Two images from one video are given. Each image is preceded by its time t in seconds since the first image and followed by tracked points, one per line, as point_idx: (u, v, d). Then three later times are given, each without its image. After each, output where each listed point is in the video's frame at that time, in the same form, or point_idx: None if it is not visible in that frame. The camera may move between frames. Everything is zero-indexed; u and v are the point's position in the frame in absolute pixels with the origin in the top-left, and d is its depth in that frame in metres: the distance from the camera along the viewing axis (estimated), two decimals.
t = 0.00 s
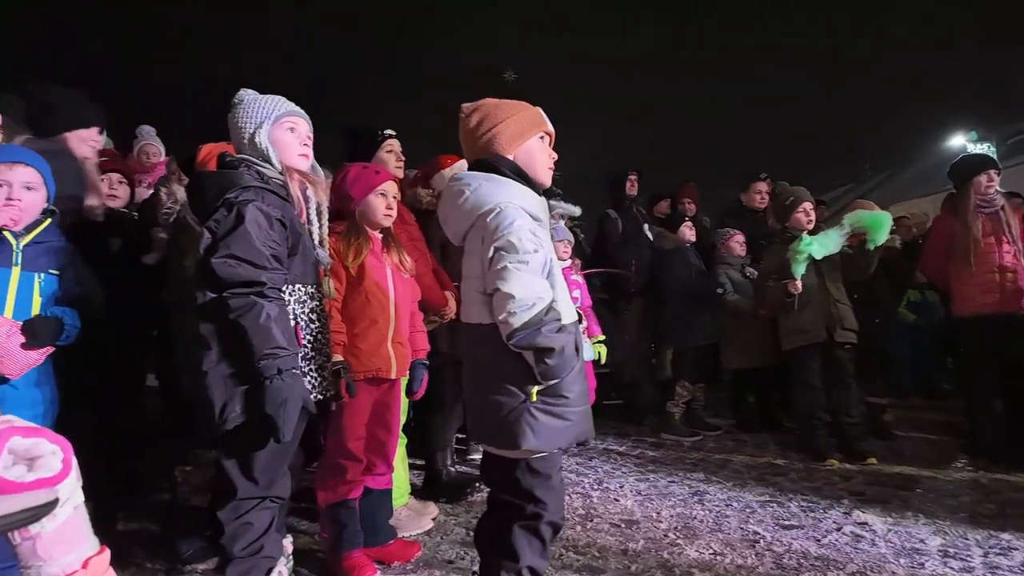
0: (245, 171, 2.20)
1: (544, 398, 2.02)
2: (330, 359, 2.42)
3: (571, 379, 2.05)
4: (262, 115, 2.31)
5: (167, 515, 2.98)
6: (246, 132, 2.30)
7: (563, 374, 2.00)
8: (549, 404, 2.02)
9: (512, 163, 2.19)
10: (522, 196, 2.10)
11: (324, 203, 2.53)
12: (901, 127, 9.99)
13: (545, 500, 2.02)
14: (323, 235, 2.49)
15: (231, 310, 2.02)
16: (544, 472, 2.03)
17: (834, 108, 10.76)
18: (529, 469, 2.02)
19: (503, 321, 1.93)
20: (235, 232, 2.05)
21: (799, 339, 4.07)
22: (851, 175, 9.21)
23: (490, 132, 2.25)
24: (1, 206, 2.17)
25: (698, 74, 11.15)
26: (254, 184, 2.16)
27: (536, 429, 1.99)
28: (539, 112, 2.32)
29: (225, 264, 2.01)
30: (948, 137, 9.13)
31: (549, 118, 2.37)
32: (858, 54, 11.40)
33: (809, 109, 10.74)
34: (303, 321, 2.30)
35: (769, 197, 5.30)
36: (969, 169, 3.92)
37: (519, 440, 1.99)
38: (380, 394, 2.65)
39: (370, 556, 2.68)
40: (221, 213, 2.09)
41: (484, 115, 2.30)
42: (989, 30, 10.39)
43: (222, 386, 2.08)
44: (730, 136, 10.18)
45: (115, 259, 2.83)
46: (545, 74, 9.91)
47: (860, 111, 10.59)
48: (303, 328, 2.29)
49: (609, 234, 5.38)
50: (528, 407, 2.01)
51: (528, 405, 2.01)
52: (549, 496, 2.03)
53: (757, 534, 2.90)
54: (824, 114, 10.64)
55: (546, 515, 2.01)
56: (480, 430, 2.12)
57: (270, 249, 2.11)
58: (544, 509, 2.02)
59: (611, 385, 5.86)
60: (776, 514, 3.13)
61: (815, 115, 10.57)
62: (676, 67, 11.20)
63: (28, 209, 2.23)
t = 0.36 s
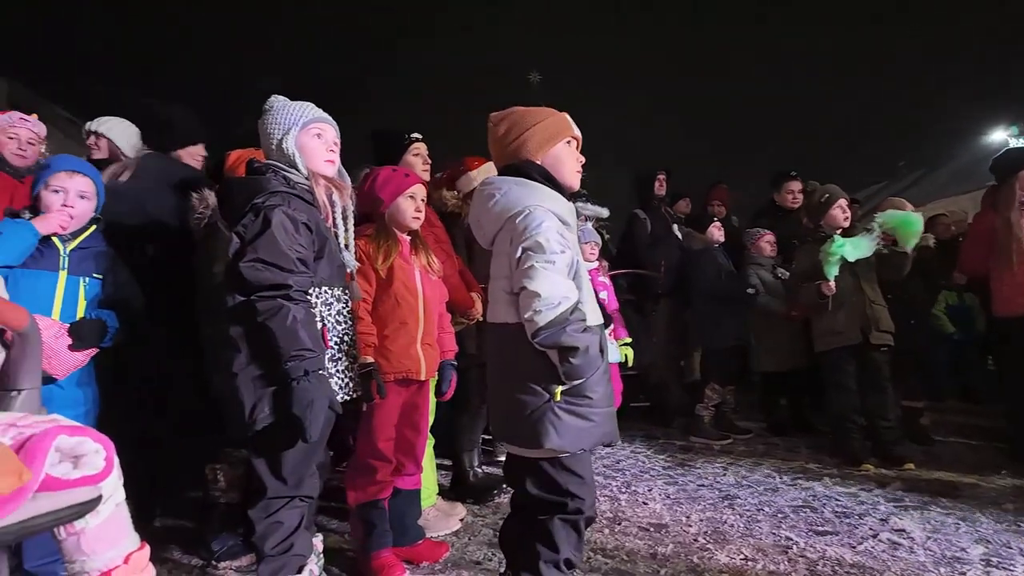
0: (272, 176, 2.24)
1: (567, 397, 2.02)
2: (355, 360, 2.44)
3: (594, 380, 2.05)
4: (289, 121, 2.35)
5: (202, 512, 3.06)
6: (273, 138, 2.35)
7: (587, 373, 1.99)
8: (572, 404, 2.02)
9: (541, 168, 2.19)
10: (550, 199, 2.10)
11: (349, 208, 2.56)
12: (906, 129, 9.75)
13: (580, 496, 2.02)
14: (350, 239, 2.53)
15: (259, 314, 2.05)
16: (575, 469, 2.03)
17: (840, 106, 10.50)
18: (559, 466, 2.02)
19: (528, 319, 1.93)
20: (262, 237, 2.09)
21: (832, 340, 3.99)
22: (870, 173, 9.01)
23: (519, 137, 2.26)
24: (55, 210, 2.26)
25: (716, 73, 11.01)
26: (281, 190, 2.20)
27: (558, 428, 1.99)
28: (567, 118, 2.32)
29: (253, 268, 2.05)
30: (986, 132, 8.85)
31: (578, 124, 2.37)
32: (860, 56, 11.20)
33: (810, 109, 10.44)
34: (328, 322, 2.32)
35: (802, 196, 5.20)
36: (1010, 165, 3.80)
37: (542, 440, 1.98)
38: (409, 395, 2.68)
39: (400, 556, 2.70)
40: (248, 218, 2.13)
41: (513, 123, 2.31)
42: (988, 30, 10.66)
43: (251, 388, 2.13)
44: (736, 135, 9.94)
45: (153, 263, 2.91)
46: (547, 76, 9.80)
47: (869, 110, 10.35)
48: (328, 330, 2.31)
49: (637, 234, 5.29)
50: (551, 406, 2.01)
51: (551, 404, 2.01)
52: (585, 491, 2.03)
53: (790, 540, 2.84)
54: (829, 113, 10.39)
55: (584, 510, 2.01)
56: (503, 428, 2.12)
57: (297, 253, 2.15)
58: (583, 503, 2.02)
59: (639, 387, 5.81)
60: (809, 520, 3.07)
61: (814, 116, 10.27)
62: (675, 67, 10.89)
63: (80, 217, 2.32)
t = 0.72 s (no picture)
0: (299, 182, 2.28)
1: (590, 398, 2.01)
2: (381, 361, 2.47)
3: (618, 381, 2.03)
4: (314, 127, 2.39)
5: (231, 511, 3.12)
6: (300, 144, 2.39)
7: (611, 374, 1.98)
8: (595, 405, 2.01)
9: (566, 170, 2.19)
10: (574, 200, 2.10)
11: (375, 211, 2.60)
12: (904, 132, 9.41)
13: (599, 500, 2.01)
14: (376, 242, 2.55)
15: (290, 316, 2.09)
16: (595, 471, 2.02)
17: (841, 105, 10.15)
18: (580, 469, 2.01)
19: (551, 319, 1.93)
20: (291, 241, 2.13)
21: (865, 342, 3.90)
22: (889, 172, 8.77)
23: (546, 139, 2.26)
24: (98, 218, 2.35)
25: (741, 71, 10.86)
26: (309, 195, 2.23)
27: (582, 429, 1.98)
28: (595, 120, 2.32)
29: (283, 272, 2.10)
30: None
31: (605, 127, 2.36)
32: (865, 50, 10.75)
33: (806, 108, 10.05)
34: (358, 323, 2.35)
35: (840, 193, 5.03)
36: None
37: (566, 440, 1.98)
38: (434, 396, 2.70)
39: (425, 556, 2.72)
40: (277, 224, 2.17)
41: (541, 125, 2.31)
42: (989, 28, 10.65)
43: (282, 389, 2.17)
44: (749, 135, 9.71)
45: (186, 267, 2.98)
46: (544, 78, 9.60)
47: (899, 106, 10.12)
48: (357, 331, 2.34)
49: (662, 235, 5.25)
50: (574, 407, 2.00)
51: (574, 405, 2.01)
52: (602, 496, 2.02)
53: (821, 546, 2.79)
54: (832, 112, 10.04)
55: (601, 514, 2.00)
56: (525, 428, 2.12)
57: (325, 256, 2.18)
58: (599, 510, 2.00)
59: (664, 390, 5.75)
60: (841, 526, 3.01)
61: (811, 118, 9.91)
62: (699, 66, 10.77)
63: (122, 223, 2.40)
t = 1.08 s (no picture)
0: (323, 185, 2.30)
1: (617, 400, 2.00)
2: (406, 362, 2.48)
3: (645, 382, 2.02)
4: (338, 131, 2.41)
5: (257, 511, 3.15)
6: (324, 148, 2.41)
7: (638, 376, 1.96)
8: (622, 407, 2.00)
9: (588, 172, 2.18)
10: (598, 201, 2.08)
11: (399, 213, 2.61)
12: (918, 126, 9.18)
13: (623, 504, 1.99)
14: (399, 244, 2.56)
15: (315, 319, 2.11)
16: (620, 475, 2.00)
17: (852, 97, 9.79)
18: (604, 472, 1.99)
19: (577, 322, 1.92)
20: (315, 244, 2.15)
21: (898, 344, 3.82)
22: (915, 170, 8.56)
23: (568, 142, 2.25)
24: (128, 221, 2.39)
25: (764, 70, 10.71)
26: (333, 199, 2.25)
27: (609, 431, 1.97)
28: (616, 122, 2.30)
29: (308, 276, 2.12)
30: None
31: (626, 129, 2.34)
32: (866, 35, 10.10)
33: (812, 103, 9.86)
34: (381, 325, 2.36)
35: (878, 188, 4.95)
36: None
37: (593, 443, 1.96)
38: (455, 398, 2.70)
39: (447, 558, 2.72)
40: (302, 227, 2.20)
41: (562, 127, 2.30)
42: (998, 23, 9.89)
43: (308, 391, 2.19)
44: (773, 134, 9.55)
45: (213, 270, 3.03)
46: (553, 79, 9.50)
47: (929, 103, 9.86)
48: (381, 333, 2.35)
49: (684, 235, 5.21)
50: (601, 409, 1.99)
51: (601, 407, 2.00)
52: (625, 500, 2.00)
53: (851, 552, 2.72)
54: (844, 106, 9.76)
55: (624, 519, 1.98)
56: (549, 431, 2.11)
57: (349, 259, 2.19)
58: (622, 514, 1.98)
59: (687, 392, 5.69)
60: (871, 532, 2.94)
61: (814, 113, 9.69)
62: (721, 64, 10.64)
63: (151, 226, 2.44)
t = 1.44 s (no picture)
0: (348, 188, 2.32)
1: (643, 402, 1.99)
2: (430, 363, 2.50)
3: (670, 385, 2.01)
4: (362, 134, 2.43)
5: (282, 510, 3.19)
6: (349, 151, 2.43)
7: (664, 378, 1.95)
8: (647, 409, 1.99)
9: (612, 175, 2.18)
10: (623, 203, 2.08)
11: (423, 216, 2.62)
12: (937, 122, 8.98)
13: (643, 507, 1.98)
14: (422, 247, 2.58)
15: (340, 321, 2.13)
16: (643, 477, 1.99)
17: (859, 96, 9.74)
18: (627, 475, 1.98)
19: (604, 323, 1.91)
20: (341, 246, 2.17)
21: (924, 346, 3.74)
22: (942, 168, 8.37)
23: (591, 144, 2.24)
24: (156, 224, 2.45)
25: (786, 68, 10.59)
26: (358, 202, 2.27)
27: (634, 434, 1.96)
28: (639, 125, 2.29)
29: (333, 278, 2.14)
30: None
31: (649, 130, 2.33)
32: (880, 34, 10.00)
33: (819, 101, 9.69)
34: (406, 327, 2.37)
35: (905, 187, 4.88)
36: None
37: (618, 445, 1.95)
38: (475, 399, 2.70)
39: (469, 559, 2.72)
40: (327, 230, 2.22)
41: (585, 129, 2.29)
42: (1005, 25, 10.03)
43: (334, 392, 2.21)
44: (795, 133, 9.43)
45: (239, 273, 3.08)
46: (565, 79, 9.43)
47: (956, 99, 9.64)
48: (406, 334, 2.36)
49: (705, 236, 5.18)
50: (626, 410, 1.99)
51: (626, 409, 1.99)
52: (645, 503, 1.99)
53: (880, 558, 2.67)
54: (847, 105, 9.66)
55: (644, 522, 1.97)
56: (572, 433, 2.10)
57: (373, 261, 2.20)
58: (640, 519, 1.97)
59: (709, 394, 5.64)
60: (901, 538, 2.88)
61: (815, 113, 9.48)
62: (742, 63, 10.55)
63: (178, 228, 2.49)
